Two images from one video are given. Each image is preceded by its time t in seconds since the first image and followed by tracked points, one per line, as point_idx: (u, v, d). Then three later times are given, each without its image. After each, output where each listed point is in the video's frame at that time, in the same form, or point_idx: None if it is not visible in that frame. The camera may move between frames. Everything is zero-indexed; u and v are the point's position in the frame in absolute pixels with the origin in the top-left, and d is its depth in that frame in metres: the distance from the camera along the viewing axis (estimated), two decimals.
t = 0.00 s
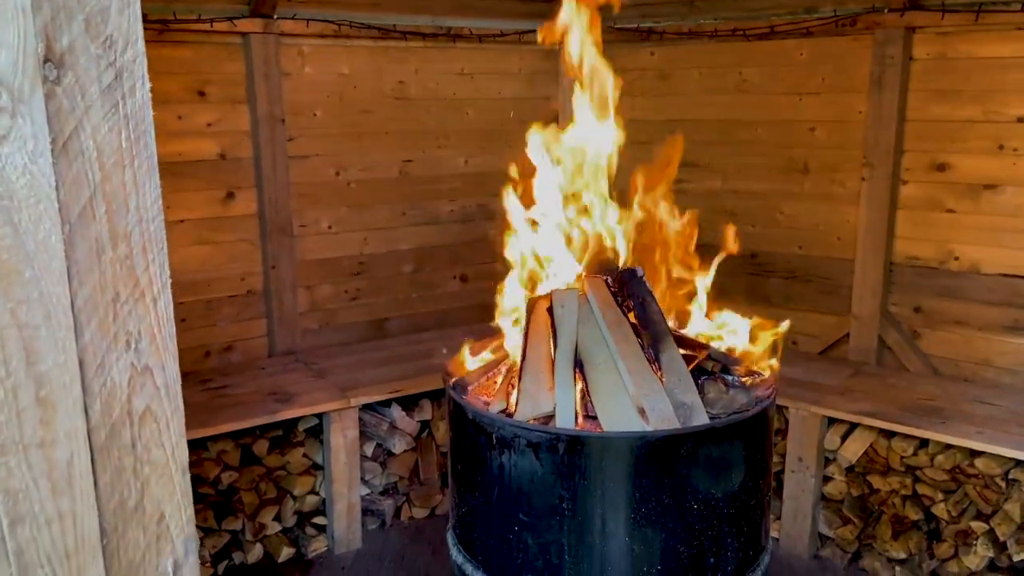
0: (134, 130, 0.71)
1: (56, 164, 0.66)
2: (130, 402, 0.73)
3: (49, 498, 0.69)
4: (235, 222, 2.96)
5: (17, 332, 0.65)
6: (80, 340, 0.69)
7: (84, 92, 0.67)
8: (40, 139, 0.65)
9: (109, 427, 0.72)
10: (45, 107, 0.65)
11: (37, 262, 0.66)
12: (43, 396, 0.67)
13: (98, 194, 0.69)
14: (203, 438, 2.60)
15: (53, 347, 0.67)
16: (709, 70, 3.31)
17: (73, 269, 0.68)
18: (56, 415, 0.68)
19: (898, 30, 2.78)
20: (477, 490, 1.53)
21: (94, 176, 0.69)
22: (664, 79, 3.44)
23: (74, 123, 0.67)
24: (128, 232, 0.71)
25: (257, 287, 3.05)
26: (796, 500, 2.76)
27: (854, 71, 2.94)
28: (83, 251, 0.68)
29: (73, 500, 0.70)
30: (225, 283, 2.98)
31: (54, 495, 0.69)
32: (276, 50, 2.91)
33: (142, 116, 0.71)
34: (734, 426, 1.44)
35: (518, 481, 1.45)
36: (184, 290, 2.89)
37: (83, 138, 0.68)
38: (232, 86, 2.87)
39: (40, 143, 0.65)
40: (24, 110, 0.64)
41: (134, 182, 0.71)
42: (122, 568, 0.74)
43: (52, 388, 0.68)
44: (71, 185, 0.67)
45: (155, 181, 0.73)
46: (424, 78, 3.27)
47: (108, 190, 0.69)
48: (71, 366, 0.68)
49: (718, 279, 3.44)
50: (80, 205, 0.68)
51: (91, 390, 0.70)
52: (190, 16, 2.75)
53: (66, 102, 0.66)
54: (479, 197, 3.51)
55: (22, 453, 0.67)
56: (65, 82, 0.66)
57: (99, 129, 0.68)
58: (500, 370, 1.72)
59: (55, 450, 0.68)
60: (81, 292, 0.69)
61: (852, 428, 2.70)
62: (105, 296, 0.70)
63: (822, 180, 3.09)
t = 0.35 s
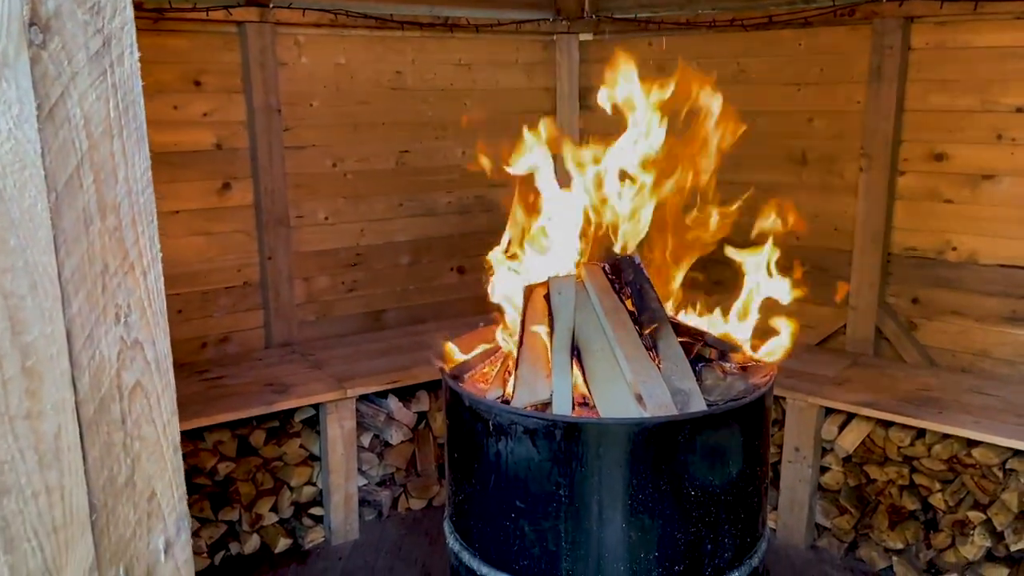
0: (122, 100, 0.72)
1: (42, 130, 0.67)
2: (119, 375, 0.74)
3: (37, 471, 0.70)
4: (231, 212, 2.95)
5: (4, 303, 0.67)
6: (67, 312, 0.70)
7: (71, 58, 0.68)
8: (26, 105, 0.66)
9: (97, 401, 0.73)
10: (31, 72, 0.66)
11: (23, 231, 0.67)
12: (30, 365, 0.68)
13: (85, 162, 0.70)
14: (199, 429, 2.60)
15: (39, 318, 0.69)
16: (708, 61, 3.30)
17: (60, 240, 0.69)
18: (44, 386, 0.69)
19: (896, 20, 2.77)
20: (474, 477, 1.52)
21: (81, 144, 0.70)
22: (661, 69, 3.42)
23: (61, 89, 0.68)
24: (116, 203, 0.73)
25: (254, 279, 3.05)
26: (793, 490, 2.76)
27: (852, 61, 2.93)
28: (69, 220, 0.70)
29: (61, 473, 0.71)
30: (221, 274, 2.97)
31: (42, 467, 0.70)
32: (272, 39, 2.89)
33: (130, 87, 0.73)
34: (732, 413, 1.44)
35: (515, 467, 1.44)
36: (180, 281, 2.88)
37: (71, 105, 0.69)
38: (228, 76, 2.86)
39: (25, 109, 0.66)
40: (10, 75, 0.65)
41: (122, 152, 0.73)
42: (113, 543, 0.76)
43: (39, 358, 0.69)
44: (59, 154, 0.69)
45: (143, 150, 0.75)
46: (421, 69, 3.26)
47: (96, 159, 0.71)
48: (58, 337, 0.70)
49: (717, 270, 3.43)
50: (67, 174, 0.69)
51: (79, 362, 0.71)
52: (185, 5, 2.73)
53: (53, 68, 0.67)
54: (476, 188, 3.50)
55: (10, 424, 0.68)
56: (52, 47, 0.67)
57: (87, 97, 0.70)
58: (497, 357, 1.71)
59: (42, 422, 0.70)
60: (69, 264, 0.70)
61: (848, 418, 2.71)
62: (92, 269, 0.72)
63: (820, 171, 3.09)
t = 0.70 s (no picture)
0: (109, 74, 0.72)
1: (27, 98, 0.67)
2: (108, 353, 0.74)
3: (24, 446, 0.70)
4: (227, 202, 2.94)
5: None
6: (54, 286, 0.70)
7: (56, 29, 0.68)
8: (11, 74, 0.65)
9: (85, 376, 0.73)
10: (16, 42, 0.65)
11: (9, 202, 0.66)
12: (15, 339, 0.68)
13: (72, 135, 0.70)
14: (194, 419, 2.59)
15: (25, 292, 0.68)
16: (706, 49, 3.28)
17: (46, 210, 0.69)
18: (30, 360, 0.69)
19: (895, 7, 2.76)
20: (471, 464, 1.52)
21: (67, 116, 0.69)
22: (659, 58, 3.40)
23: (47, 60, 0.68)
24: (104, 176, 0.72)
25: (250, 268, 3.04)
26: (790, 479, 2.76)
27: (850, 49, 2.92)
28: (55, 192, 0.69)
29: (49, 448, 0.71)
30: (218, 263, 2.96)
31: (29, 443, 0.70)
32: (267, 27, 2.88)
33: (117, 60, 0.72)
34: (729, 399, 1.44)
35: (512, 454, 1.44)
36: (177, 271, 2.87)
37: (56, 75, 0.68)
38: (223, 64, 2.84)
39: (10, 77, 0.66)
40: None
41: (110, 125, 0.72)
42: (102, 521, 0.76)
43: (25, 332, 0.68)
44: (44, 123, 0.68)
45: (132, 124, 0.74)
46: (417, 57, 3.24)
47: (82, 132, 0.70)
48: (44, 312, 0.69)
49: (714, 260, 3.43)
50: (52, 144, 0.69)
51: (66, 336, 0.71)
52: None
53: (38, 37, 0.67)
54: (474, 177, 3.49)
55: None
56: (37, 17, 0.66)
57: (74, 69, 0.69)
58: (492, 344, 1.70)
59: (29, 397, 0.69)
60: (55, 236, 0.70)
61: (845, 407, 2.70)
62: (79, 243, 0.71)
63: (818, 160, 3.08)
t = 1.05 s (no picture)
0: (92, 42, 0.68)
1: (6, 65, 0.63)
2: (92, 328, 0.70)
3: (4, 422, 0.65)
4: (222, 188, 2.92)
5: None
6: (35, 258, 0.65)
7: None
8: None
9: (69, 350, 0.68)
10: None
11: None
12: None
13: (53, 105, 0.66)
14: (190, 406, 2.61)
15: (5, 263, 0.64)
16: (704, 34, 3.27)
17: (27, 182, 0.65)
18: (9, 334, 0.64)
19: None
20: (466, 449, 1.51)
21: (49, 85, 0.65)
22: (656, 43, 3.39)
23: (26, 26, 0.64)
24: (88, 149, 0.68)
25: (246, 255, 3.02)
26: (787, 465, 2.77)
27: (848, 34, 2.91)
28: (36, 162, 0.65)
29: (31, 425, 0.66)
30: (213, 250, 2.95)
31: (10, 421, 0.65)
32: (261, 12, 2.86)
33: (99, 28, 0.68)
34: (725, 383, 1.43)
35: (507, 438, 1.43)
36: (172, 258, 2.86)
37: (36, 42, 0.64)
38: (217, 50, 2.82)
39: None
40: None
41: (92, 95, 0.68)
42: (88, 498, 0.71)
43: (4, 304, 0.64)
44: (24, 91, 0.64)
45: (115, 95, 0.70)
46: (414, 43, 3.22)
47: (64, 102, 0.66)
48: (25, 284, 0.65)
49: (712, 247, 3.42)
50: (32, 114, 0.64)
51: (48, 311, 0.66)
52: None
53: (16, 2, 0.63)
54: (470, 164, 3.47)
55: None
56: None
57: (54, 36, 0.65)
58: (487, 328, 1.70)
59: (10, 370, 0.64)
60: (36, 208, 0.65)
61: (842, 393, 2.71)
62: (62, 216, 0.67)
63: (816, 146, 3.07)
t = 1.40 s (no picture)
0: None
1: None
2: (71, 298, 0.65)
3: None
4: (217, 170, 2.90)
5: None
6: (8, 223, 0.60)
7: None
8: None
9: (46, 319, 0.63)
10: None
11: None
12: None
13: (27, 65, 0.60)
14: (186, 389, 2.60)
15: None
16: (703, 15, 3.24)
17: None
18: None
19: None
20: (463, 430, 1.50)
21: (21, 43, 0.60)
22: (655, 24, 3.36)
23: None
24: (64, 111, 0.63)
25: (241, 239, 3.00)
26: (784, 448, 2.76)
27: (848, 14, 2.88)
28: (8, 122, 0.60)
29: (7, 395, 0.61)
30: (208, 233, 2.93)
31: None
32: None
33: None
34: (723, 362, 1.42)
35: (504, 419, 1.42)
36: (166, 241, 2.84)
37: None
38: (211, 30, 2.79)
39: None
40: None
41: (68, 55, 0.63)
42: (68, 471, 0.66)
43: None
44: None
45: (93, 56, 0.65)
46: (410, 24, 3.19)
47: (39, 61, 0.61)
48: None
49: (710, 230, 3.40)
50: (4, 74, 0.59)
51: (24, 278, 0.61)
52: None
53: None
54: (467, 147, 3.44)
55: None
56: None
57: None
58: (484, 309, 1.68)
59: None
60: (8, 169, 0.60)
61: (840, 375, 2.70)
62: (37, 180, 0.62)
63: (815, 128, 3.05)
